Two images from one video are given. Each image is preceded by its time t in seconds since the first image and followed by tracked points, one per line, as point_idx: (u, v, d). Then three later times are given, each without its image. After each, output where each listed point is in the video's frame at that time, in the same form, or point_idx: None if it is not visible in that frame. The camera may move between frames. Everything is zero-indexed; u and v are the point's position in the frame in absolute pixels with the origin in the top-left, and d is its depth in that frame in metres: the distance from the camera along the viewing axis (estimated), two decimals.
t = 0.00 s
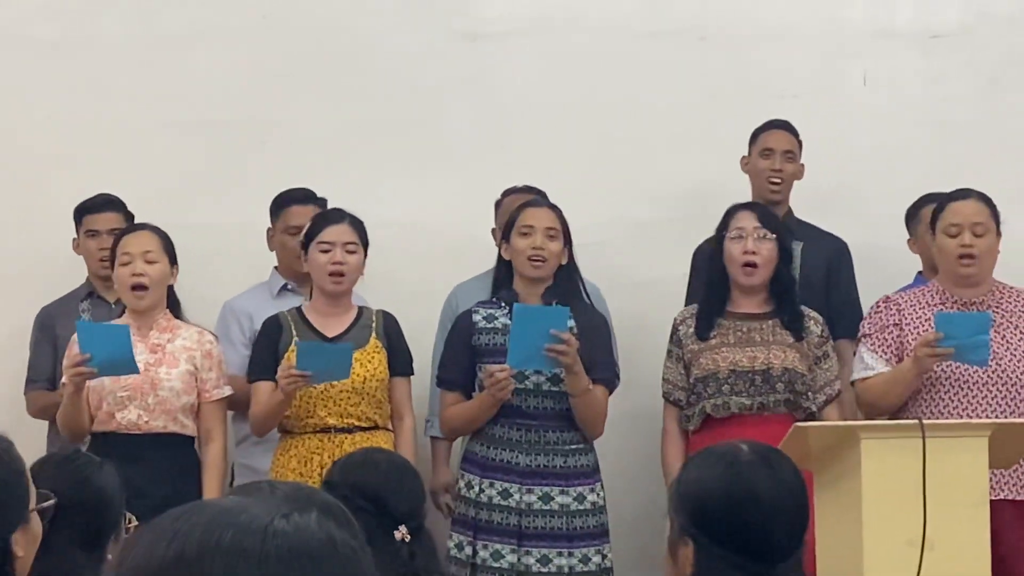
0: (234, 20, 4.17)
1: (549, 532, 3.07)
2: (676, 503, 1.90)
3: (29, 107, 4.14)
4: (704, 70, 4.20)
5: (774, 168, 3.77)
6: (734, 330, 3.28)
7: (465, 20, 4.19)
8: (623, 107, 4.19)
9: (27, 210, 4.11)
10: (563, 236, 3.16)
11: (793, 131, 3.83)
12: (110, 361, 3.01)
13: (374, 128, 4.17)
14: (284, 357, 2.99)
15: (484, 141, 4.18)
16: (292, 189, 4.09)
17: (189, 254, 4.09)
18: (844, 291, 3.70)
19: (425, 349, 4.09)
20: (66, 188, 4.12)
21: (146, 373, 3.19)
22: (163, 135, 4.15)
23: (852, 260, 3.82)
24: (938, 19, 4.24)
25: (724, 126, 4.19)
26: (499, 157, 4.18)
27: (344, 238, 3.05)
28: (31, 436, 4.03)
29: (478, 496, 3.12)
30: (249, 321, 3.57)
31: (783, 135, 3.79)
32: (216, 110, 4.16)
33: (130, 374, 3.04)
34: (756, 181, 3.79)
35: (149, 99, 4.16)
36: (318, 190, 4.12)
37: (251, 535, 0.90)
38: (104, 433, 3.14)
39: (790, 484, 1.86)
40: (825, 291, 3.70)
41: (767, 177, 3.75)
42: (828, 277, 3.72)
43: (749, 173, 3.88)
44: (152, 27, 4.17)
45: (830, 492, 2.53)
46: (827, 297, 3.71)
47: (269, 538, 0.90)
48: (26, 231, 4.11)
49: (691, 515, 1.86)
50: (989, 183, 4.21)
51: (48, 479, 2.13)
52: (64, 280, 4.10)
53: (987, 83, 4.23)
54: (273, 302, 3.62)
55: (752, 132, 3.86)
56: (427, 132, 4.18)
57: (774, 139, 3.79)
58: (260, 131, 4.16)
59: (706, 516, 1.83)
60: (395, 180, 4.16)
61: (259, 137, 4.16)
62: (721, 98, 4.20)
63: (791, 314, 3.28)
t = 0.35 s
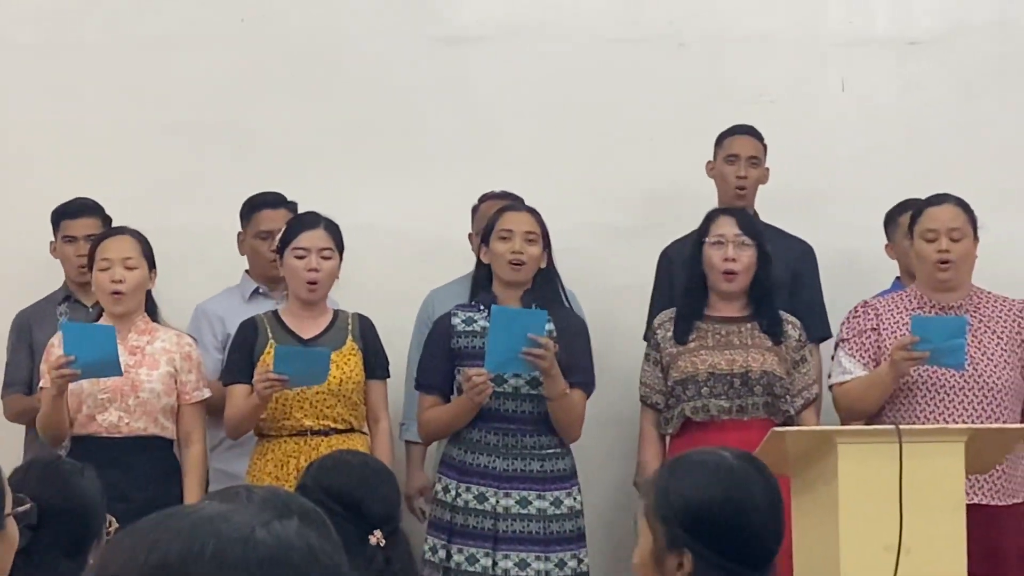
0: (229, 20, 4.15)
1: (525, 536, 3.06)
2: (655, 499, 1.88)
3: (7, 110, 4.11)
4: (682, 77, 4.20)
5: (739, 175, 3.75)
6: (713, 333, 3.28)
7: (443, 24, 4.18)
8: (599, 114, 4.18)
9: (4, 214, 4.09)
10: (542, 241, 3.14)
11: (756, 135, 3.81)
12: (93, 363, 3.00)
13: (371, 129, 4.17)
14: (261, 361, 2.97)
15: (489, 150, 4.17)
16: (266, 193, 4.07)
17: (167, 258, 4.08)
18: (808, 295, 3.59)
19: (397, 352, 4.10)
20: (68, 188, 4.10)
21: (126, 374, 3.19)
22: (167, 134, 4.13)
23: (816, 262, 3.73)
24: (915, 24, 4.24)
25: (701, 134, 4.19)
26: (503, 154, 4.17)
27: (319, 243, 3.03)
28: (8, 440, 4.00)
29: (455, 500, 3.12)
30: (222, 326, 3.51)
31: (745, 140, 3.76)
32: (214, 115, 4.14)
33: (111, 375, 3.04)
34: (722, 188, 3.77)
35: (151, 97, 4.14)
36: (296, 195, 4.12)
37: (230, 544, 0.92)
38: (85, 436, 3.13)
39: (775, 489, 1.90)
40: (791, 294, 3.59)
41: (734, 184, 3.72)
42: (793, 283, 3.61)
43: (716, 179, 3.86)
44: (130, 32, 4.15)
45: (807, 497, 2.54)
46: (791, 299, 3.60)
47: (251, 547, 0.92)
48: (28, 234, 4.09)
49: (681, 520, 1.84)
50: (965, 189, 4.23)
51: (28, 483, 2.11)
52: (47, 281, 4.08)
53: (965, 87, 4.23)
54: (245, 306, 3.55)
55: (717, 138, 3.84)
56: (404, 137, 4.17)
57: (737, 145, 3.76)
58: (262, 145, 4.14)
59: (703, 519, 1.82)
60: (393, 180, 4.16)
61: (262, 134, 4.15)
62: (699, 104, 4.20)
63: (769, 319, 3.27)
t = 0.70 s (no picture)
0: (226, 18, 4.10)
1: (496, 541, 3.07)
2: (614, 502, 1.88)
3: None
4: (656, 81, 4.18)
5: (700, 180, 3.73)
6: (684, 338, 3.29)
7: (416, 28, 4.13)
8: (570, 119, 4.15)
9: None
10: (512, 246, 3.15)
11: (716, 139, 3.78)
12: (62, 363, 3.00)
13: (373, 128, 4.13)
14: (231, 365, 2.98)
15: (488, 151, 4.13)
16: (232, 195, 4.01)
17: (138, 260, 4.03)
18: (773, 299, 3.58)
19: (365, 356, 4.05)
20: (68, 188, 4.06)
21: (98, 377, 3.18)
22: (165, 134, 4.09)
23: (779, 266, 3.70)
24: (888, 29, 4.25)
25: (671, 140, 4.17)
26: (486, 156, 4.14)
27: (289, 246, 3.03)
28: None
29: (425, 505, 3.11)
30: (190, 330, 3.48)
31: (705, 146, 3.75)
32: (221, 118, 4.10)
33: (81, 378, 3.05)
34: (686, 194, 3.75)
35: (151, 97, 4.09)
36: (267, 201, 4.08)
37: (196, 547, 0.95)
38: (55, 440, 3.12)
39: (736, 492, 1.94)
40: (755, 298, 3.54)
41: (696, 190, 3.70)
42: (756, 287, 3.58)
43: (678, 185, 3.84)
44: (101, 32, 4.10)
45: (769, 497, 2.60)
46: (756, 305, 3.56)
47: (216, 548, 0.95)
48: (5, 237, 4.04)
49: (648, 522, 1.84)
50: (934, 194, 4.24)
51: None
52: (14, 287, 4.02)
53: (937, 92, 4.25)
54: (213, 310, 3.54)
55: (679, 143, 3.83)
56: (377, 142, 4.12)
57: (697, 151, 3.74)
58: (266, 149, 4.09)
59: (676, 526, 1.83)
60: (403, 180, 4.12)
61: (260, 133, 4.10)
62: (674, 107, 4.18)
63: (740, 324, 3.28)
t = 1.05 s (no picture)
0: (227, 19, 4.07)
1: (467, 544, 3.07)
2: (572, 504, 1.78)
3: None
4: (628, 86, 4.19)
5: (666, 187, 3.73)
6: (654, 342, 3.30)
7: (389, 32, 4.12)
8: (543, 123, 4.15)
9: None
10: (482, 250, 3.16)
11: (682, 146, 3.78)
12: (35, 366, 2.99)
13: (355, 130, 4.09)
14: (200, 368, 2.99)
15: (461, 155, 4.12)
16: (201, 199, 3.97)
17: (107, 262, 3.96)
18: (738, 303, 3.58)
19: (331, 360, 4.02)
20: (67, 188, 3.98)
21: (70, 379, 3.18)
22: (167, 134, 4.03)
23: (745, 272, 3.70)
24: (859, 36, 4.27)
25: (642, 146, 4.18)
26: (458, 160, 4.12)
27: (257, 248, 3.05)
28: None
29: (396, 508, 3.11)
30: (157, 335, 3.47)
31: (671, 153, 3.75)
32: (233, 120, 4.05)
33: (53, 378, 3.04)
34: (651, 201, 3.75)
35: (152, 97, 4.03)
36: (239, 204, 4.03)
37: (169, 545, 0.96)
38: (27, 441, 3.11)
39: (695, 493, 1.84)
40: (721, 304, 3.56)
41: (661, 197, 3.70)
42: (722, 288, 3.59)
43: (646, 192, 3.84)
44: (70, 32, 4.02)
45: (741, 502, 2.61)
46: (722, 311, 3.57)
47: (177, 550, 0.95)
48: None
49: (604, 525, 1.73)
50: (903, 200, 4.26)
51: None
52: None
53: (907, 99, 4.27)
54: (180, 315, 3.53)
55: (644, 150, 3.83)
56: (350, 145, 4.09)
57: (663, 158, 3.75)
58: (266, 150, 4.05)
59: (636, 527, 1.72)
60: (417, 180, 4.11)
61: (262, 134, 4.06)
62: (645, 112, 4.19)
63: (709, 328, 3.30)
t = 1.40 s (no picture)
0: (218, 20, 4.06)
1: (434, 549, 3.05)
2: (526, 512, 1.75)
3: None
4: (598, 90, 4.19)
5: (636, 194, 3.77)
6: (622, 347, 3.31)
7: (358, 35, 4.11)
8: (516, 127, 4.15)
9: None
10: (451, 255, 3.15)
11: (652, 152, 3.82)
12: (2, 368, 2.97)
13: (324, 133, 4.08)
14: (166, 372, 2.98)
15: (430, 158, 4.11)
16: (173, 202, 3.95)
17: (74, 265, 3.93)
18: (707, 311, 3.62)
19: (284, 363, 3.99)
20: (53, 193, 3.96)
21: (38, 382, 3.15)
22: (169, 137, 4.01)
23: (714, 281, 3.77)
24: (830, 43, 4.29)
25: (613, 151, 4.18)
26: (427, 163, 4.11)
27: (224, 251, 3.07)
28: None
29: (363, 512, 3.09)
30: (122, 340, 3.47)
31: (640, 158, 3.78)
32: (236, 117, 4.04)
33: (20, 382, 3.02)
34: (620, 207, 3.79)
35: (152, 96, 4.02)
36: (207, 206, 4.00)
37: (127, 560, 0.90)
38: None
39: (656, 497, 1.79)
40: (690, 310, 3.60)
41: (631, 204, 3.73)
42: (693, 297, 3.66)
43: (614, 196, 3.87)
44: (36, 33, 3.99)
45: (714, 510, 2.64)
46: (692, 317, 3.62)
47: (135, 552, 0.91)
48: None
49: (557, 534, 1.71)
50: (872, 206, 4.27)
51: None
52: None
53: (876, 105, 4.29)
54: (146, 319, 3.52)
55: (614, 155, 3.86)
56: (319, 148, 4.07)
57: (632, 164, 3.78)
58: (267, 150, 4.04)
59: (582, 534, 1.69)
60: (422, 180, 4.10)
61: (262, 134, 4.05)
62: (615, 117, 4.19)
63: (677, 334, 3.32)
